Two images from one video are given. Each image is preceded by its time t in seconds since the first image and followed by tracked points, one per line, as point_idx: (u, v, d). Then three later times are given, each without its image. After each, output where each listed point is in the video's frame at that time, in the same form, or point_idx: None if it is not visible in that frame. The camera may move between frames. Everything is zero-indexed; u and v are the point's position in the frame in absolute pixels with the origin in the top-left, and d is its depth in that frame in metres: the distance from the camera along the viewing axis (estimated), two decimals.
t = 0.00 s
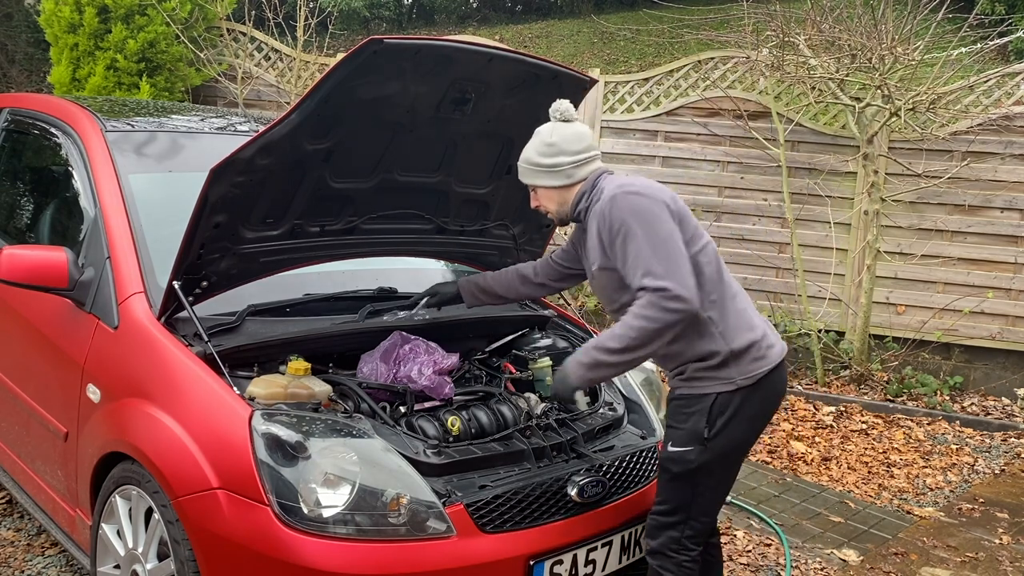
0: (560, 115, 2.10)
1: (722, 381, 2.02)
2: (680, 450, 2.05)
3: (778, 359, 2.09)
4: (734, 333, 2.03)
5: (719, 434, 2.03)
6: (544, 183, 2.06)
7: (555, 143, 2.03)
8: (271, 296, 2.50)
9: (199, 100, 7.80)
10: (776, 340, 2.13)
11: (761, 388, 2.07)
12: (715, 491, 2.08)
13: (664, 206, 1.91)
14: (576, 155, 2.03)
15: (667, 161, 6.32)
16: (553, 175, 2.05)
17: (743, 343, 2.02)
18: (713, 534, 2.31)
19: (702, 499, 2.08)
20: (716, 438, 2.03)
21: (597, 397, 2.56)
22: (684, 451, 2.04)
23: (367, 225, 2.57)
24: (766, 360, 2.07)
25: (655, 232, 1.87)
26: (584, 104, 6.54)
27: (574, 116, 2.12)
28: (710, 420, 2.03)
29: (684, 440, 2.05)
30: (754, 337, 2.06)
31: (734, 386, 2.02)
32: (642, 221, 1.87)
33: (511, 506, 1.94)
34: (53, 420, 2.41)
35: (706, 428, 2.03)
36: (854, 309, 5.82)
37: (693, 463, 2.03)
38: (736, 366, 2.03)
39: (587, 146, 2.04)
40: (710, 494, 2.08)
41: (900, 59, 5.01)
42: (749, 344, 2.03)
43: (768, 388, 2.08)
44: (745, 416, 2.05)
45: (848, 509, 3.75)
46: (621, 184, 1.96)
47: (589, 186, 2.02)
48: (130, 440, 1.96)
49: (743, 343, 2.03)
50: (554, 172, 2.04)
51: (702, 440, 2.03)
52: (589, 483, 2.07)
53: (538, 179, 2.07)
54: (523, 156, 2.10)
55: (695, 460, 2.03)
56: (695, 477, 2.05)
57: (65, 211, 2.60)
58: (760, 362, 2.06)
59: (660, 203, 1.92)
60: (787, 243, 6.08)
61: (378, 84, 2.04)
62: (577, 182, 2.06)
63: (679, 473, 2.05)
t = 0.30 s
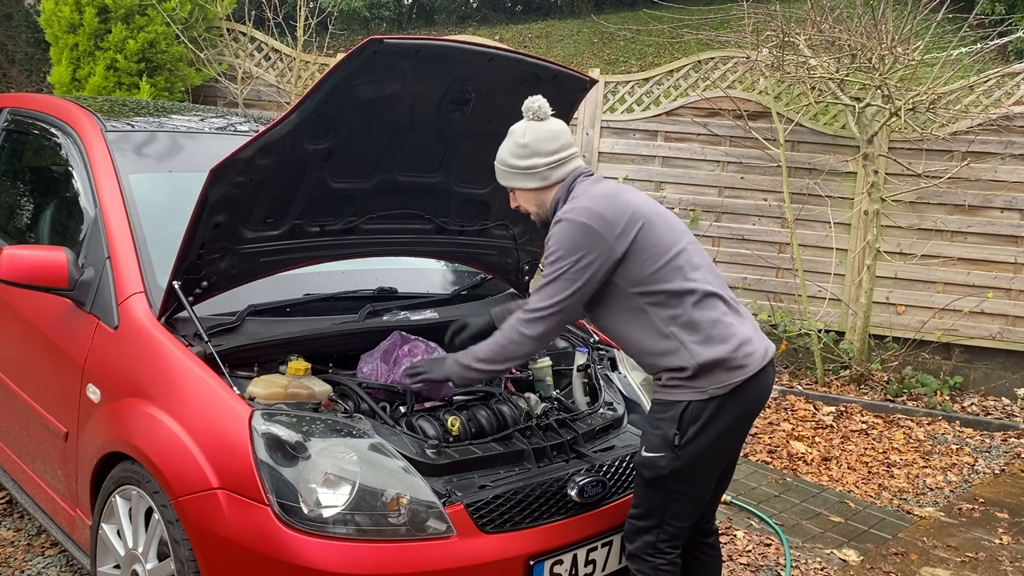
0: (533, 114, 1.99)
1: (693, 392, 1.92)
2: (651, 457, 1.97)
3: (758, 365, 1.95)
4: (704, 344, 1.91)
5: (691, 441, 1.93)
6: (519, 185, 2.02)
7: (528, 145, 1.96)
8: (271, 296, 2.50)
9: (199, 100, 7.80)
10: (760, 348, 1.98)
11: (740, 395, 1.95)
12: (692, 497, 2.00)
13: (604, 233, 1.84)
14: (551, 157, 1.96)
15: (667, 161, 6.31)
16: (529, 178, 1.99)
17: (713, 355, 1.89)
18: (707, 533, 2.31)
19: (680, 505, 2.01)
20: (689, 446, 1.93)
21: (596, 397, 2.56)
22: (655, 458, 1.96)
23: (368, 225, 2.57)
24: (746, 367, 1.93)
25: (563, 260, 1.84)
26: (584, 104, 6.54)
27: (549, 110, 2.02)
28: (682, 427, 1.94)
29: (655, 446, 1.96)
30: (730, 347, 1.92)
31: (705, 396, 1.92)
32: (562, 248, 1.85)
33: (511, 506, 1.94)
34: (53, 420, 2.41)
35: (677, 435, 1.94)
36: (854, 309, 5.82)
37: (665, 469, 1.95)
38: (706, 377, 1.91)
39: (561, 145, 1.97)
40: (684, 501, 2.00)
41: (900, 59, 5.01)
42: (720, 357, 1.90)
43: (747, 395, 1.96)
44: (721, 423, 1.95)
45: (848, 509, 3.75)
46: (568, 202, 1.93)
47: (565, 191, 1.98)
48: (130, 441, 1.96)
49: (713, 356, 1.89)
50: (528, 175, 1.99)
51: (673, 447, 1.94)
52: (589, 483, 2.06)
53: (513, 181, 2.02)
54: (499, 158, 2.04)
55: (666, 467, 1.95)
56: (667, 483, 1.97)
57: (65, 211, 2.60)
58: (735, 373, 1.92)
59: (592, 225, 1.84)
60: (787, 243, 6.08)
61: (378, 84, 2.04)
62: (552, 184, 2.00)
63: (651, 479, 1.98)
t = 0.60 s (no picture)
0: (525, 114, 2.01)
1: (680, 394, 1.91)
2: (642, 462, 1.97)
3: (746, 371, 1.93)
4: (690, 345, 1.90)
5: (679, 446, 1.93)
6: (513, 185, 2.02)
7: (521, 144, 1.97)
8: (271, 296, 2.50)
9: (199, 100, 7.80)
10: (750, 353, 1.96)
11: (729, 398, 1.93)
12: (686, 502, 1.99)
13: (594, 226, 1.85)
14: (543, 155, 1.97)
15: (667, 161, 6.31)
16: (523, 177, 1.99)
17: (699, 358, 1.88)
18: (703, 537, 2.31)
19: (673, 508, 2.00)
20: (677, 451, 1.93)
21: (596, 397, 2.56)
22: (645, 463, 1.97)
23: (368, 225, 2.57)
24: (734, 373, 1.91)
25: (553, 248, 1.85)
26: (584, 104, 6.54)
27: (542, 112, 2.04)
28: (670, 431, 1.94)
29: (644, 452, 1.97)
30: (717, 349, 1.90)
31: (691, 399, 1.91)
32: (553, 236, 1.86)
33: (511, 506, 1.94)
34: (52, 420, 2.41)
35: (666, 439, 1.94)
36: (854, 309, 5.82)
37: (655, 475, 1.95)
38: (692, 380, 1.90)
39: (554, 144, 1.97)
40: (677, 506, 2.00)
41: (900, 59, 5.01)
42: (706, 360, 1.89)
43: (738, 397, 1.94)
44: (711, 427, 1.93)
45: (848, 509, 3.75)
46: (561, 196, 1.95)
47: (558, 189, 1.99)
48: (130, 441, 1.96)
49: (698, 357, 1.88)
50: (521, 174, 1.99)
51: (662, 451, 1.95)
52: (589, 483, 2.06)
53: (507, 182, 2.03)
54: (494, 160, 2.06)
55: (656, 472, 1.95)
56: (658, 488, 1.97)
57: (65, 211, 2.60)
58: (721, 376, 1.90)
59: (584, 216, 1.85)
60: (788, 243, 6.08)
61: (378, 84, 2.04)
62: (546, 183, 2.00)
63: (642, 484, 1.98)
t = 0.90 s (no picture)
0: (530, 107, 2.03)
1: (673, 394, 1.92)
2: (633, 463, 1.97)
3: (741, 373, 1.93)
4: (684, 345, 1.90)
5: (672, 445, 1.93)
6: (513, 175, 2.01)
7: (524, 134, 1.97)
8: (271, 296, 2.50)
9: (199, 100, 7.80)
10: (746, 355, 1.96)
11: (722, 399, 1.93)
12: (679, 501, 1.99)
13: (600, 223, 1.85)
14: (546, 147, 1.97)
15: (667, 161, 6.31)
16: (524, 168, 1.99)
17: (694, 359, 1.89)
18: (698, 537, 2.31)
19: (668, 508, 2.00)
20: (670, 450, 1.93)
21: (596, 397, 2.56)
22: (638, 463, 1.96)
23: (368, 225, 2.57)
24: (729, 375, 1.92)
25: (563, 248, 1.85)
26: (584, 104, 6.54)
27: (546, 107, 2.06)
28: (663, 430, 1.94)
29: (638, 451, 1.97)
30: (712, 350, 1.90)
31: (686, 399, 1.91)
32: (560, 235, 1.85)
33: (511, 507, 1.94)
34: (52, 420, 2.41)
35: (659, 439, 1.94)
36: (854, 309, 5.82)
37: (648, 474, 1.95)
38: (686, 380, 1.91)
39: (557, 137, 1.98)
40: (671, 505, 2.00)
41: (900, 59, 5.01)
42: (701, 359, 1.89)
43: (730, 398, 1.94)
44: (704, 427, 1.93)
45: (848, 509, 3.75)
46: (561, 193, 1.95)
47: (559, 183, 1.98)
48: (130, 441, 1.96)
49: (693, 358, 1.89)
50: (523, 164, 1.98)
51: (655, 451, 1.94)
52: (589, 484, 2.06)
53: (507, 173, 2.02)
54: (496, 150, 2.05)
55: (649, 472, 1.95)
56: (652, 488, 1.97)
57: (66, 211, 2.60)
58: (715, 377, 1.90)
59: (588, 214, 1.85)
60: (788, 243, 6.08)
61: (379, 84, 2.03)
62: (546, 176, 2.00)
63: (636, 484, 1.98)
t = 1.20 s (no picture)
0: (530, 101, 2.01)
1: (671, 393, 1.92)
2: (632, 461, 1.98)
3: (739, 372, 1.94)
4: (683, 346, 1.90)
5: (669, 443, 1.93)
6: (512, 171, 2.03)
7: (521, 132, 1.97)
8: (271, 296, 2.50)
9: (199, 100, 7.80)
10: (744, 354, 1.97)
11: (719, 397, 1.93)
12: (676, 498, 1.99)
13: (602, 222, 1.85)
14: (542, 145, 1.96)
15: (667, 161, 6.31)
16: (521, 165, 2.00)
17: (692, 359, 1.89)
18: (695, 535, 2.31)
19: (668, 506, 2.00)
20: (667, 449, 1.94)
21: (596, 397, 2.56)
22: (636, 461, 1.97)
23: (367, 225, 2.58)
24: (727, 375, 1.92)
25: (569, 249, 1.85)
26: (584, 104, 6.54)
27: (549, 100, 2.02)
28: (660, 429, 1.94)
29: (635, 449, 1.98)
30: (710, 350, 1.90)
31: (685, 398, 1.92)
32: (564, 237, 1.85)
33: (511, 507, 1.94)
34: (52, 420, 2.41)
35: (656, 437, 1.95)
36: (854, 309, 5.82)
37: (646, 472, 1.96)
38: (685, 379, 1.91)
39: (554, 134, 1.97)
40: (669, 504, 2.00)
41: (900, 59, 5.01)
42: (699, 360, 1.89)
43: (728, 396, 1.94)
44: (702, 425, 1.93)
45: (848, 509, 3.75)
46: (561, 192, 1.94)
47: (558, 180, 1.98)
48: (130, 441, 1.96)
49: (691, 358, 1.89)
50: (520, 162, 1.99)
51: (652, 449, 1.95)
52: (588, 484, 2.07)
53: (508, 168, 2.04)
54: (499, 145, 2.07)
55: (647, 470, 1.96)
56: (650, 487, 1.98)
57: (66, 211, 2.60)
58: (713, 377, 1.91)
59: (590, 214, 1.85)
60: (788, 243, 6.08)
61: (378, 84, 2.03)
62: (544, 173, 2.00)
63: (634, 482, 1.98)
